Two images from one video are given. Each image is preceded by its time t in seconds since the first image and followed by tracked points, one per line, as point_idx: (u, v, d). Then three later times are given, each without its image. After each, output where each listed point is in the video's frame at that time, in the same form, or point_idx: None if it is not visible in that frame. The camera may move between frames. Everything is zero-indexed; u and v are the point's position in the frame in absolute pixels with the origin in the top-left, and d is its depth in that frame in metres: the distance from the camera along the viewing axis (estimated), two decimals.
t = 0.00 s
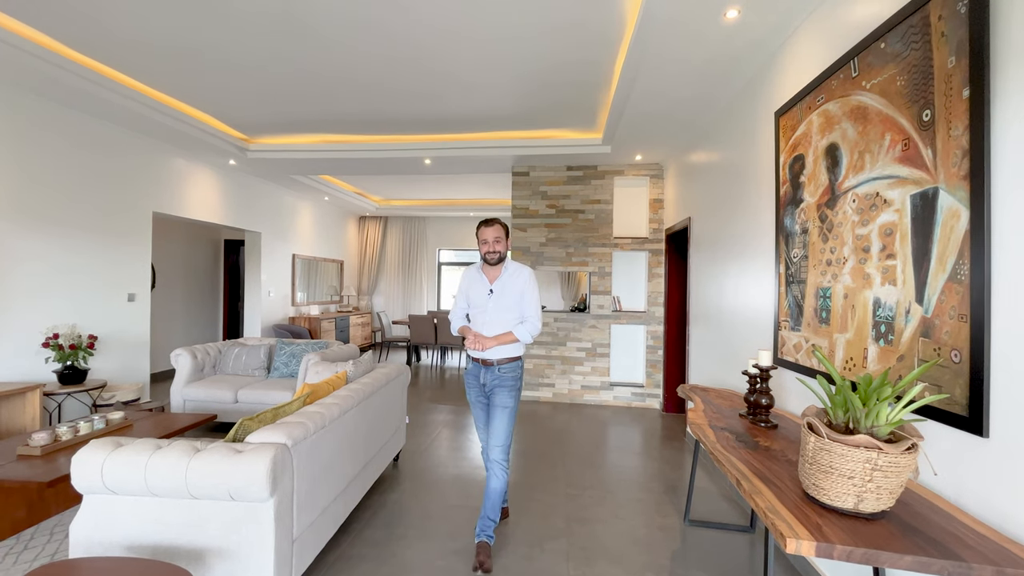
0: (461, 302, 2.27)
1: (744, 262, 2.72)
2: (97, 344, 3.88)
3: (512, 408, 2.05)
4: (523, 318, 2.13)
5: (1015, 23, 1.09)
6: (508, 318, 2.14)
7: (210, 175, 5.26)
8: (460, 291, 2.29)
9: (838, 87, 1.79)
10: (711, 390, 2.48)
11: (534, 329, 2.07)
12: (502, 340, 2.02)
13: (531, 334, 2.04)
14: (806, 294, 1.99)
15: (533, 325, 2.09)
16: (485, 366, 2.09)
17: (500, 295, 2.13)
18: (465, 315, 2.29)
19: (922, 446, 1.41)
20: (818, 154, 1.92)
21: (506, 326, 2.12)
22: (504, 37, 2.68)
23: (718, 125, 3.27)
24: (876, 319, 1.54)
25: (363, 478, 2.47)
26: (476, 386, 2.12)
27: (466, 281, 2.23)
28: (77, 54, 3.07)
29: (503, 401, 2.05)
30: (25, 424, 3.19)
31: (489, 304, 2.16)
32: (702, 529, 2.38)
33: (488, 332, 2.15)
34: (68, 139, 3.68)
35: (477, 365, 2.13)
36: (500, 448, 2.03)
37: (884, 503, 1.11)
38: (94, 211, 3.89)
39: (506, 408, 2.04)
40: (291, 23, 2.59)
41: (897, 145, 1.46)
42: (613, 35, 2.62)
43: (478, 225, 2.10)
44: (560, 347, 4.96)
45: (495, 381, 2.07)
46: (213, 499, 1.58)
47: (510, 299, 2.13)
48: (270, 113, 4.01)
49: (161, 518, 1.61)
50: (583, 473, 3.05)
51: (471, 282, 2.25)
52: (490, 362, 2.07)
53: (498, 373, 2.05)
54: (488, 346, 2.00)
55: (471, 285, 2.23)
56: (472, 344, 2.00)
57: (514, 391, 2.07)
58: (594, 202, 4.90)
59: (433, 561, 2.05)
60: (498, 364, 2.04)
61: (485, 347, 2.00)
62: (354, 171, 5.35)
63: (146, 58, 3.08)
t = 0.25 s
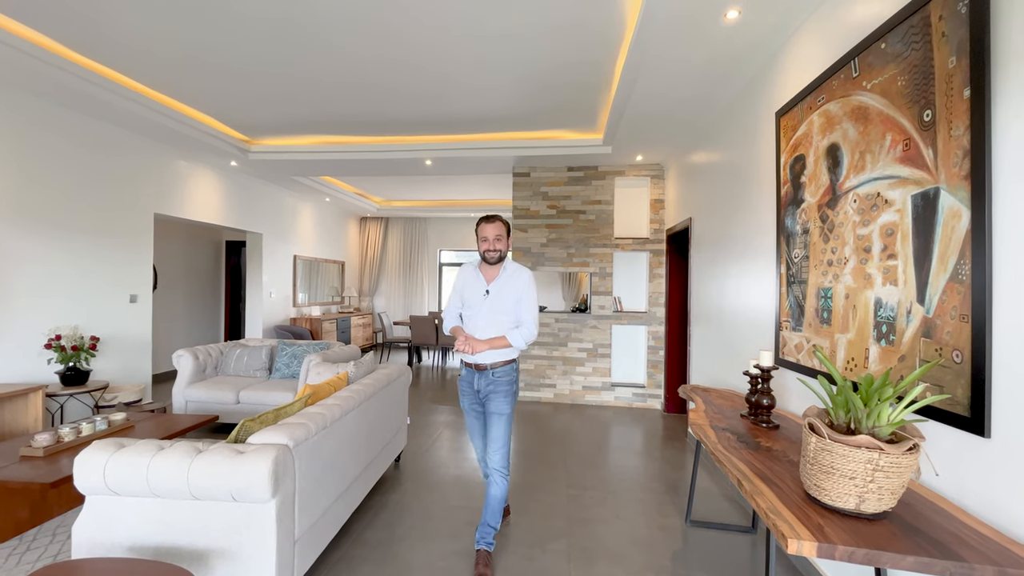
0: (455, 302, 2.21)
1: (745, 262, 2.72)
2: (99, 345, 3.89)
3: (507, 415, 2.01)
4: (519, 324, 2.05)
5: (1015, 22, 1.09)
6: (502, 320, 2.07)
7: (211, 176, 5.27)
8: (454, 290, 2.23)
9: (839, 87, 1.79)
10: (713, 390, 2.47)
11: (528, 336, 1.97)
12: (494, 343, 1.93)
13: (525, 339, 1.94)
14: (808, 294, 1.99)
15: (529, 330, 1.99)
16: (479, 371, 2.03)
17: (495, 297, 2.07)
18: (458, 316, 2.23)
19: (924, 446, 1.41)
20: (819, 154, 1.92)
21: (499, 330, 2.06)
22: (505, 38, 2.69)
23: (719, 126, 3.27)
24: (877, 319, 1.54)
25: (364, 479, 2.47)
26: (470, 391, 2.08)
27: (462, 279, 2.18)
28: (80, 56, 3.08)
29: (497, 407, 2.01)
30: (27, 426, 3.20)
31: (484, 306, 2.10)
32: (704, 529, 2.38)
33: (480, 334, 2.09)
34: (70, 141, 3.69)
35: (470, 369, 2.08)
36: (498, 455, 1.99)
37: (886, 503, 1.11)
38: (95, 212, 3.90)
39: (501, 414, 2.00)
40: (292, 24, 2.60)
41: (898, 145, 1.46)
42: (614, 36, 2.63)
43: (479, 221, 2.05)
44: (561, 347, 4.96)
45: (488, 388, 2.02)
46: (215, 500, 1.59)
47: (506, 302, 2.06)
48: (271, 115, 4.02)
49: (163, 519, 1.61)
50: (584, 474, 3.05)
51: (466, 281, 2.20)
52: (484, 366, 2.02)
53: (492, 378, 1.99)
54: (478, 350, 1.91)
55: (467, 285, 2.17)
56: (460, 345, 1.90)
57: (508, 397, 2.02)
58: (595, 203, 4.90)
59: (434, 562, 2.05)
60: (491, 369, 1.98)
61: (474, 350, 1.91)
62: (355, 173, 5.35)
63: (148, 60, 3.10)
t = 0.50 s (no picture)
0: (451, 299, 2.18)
1: (747, 262, 2.71)
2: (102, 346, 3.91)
3: (506, 419, 2.00)
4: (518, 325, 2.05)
5: (1016, 22, 1.09)
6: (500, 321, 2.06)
7: (214, 178, 5.28)
8: (449, 286, 2.19)
9: (840, 88, 1.79)
10: (714, 390, 2.48)
11: (529, 338, 1.97)
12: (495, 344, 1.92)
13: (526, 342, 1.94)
14: (809, 294, 1.99)
15: (530, 332, 1.99)
16: (475, 374, 2.02)
17: (495, 296, 2.05)
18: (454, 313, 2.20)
19: (926, 447, 1.41)
20: (821, 154, 1.92)
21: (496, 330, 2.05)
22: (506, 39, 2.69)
23: (720, 126, 3.27)
24: (879, 320, 1.54)
25: (366, 480, 2.47)
26: (463, 394, 2.06)
27: (459, 276, 2.15)
28: (83, 59, 3.10)
29: (496, 411, 2.00)
30: (31, 426, 3.21)
31: (483, 305, 2.08)
32: (706, 530, 2.38)
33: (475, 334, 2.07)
34: (73, 143, 3.71)
35: (464, 370, 2.05)
36: (497, 458, 1.96)
37: (887, 503, 1.11)
38: (99, 214, 3.93)
39: (499, 419, 1.99)
40: (293, 26, 2.61)
41: (899, 145, 1.46)
42: (614, 36, 2.63)
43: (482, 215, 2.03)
44: (562, 348, 4.96)
45: (486, 391, 2.01)
46: (218, 500, 1.60)
47: (506, 302, 2.05)
48: (272, 116, 4.03)
49: (167, 519, 1.62)
50: (586, 474, 3.06)
51: (462, 278, 2.17)
52: (481, 368, 2.00)
53: (489, 382, 1.99)
54: (478, 351, 1.88)
55: (464, 282, 2.14)
56: (459, 345, 1.87)
57: (506, 401, 2.02)
58: (597, 203, 4.90)
59: (436, 562, 2.06)
60: (488, 371, 1.99)
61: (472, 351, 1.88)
62: (357, 174, 5.37)
63: (151, 63, 3.11)
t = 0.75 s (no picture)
0: (443, 299, 2.12)
1: (749, 263, 2.71)
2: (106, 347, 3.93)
3: (504, 421, 1.99)
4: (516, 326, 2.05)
5: (1019, 22, 1.09)
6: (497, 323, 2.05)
7: (217, 179, 5.30)
8: (441, 285, 2.13)
9: (842, 87, 1.79)
10: (717, 390, 2.47)
11: (529, 339, 1.97)
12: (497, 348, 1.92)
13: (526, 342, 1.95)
14: (812, 294, 1.99)
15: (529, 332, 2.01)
16: (471, 375, 1.99)
17: (493, 298, 2.03)
18: (445, 313, 2.14)
19: (929, 447, 1.40)
20: (823, 154, 1.92)
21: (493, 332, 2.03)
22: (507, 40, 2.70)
23: (721, 126, 3.27)
24: (882, 319, 1.54)
25: (369, 480, 2.48)
26: (456, 395, 2.01)
27: (454, 276, 2.08)
28: (86, 62, 3.12)
29: (493, 413, 1.98)
30: (36, 427, 3.23)
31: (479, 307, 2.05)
32: (709, 530, 2.37)
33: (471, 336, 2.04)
34: (76, 145, 3.73)
35: (459, 372, 2.00)
36: (495, 459, 1.95)
37: (890, 503, 1.11)
38: (103, 215, 3.95)
39: (497, 421, 1.98)
40: (295, 28, 2.62)
41: (901, 145, 1.46)
42: (616, 37, 2.64)
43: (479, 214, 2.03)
44: (565, 348, 4.96)
45: (482, 393, 1.99)
46: (222, 500, 1.60)
47: (504, 304, 2.03)
48: (275, 118, 4.05)
49: (171, 519, 1.63)
50: (588, 474, 3.06)
51: (456, 277, 2.10)
52: (479, 370, 1.97)
53: (486, 383, 1.98)
54: (482, 354, 1.88)
55: (458, 283, 2.08)
56: (463, 349, 1.85)
57: (502, 403, 2.01)
58: (599, 204, 4.90)
59: (439, 562, 2.06)
60: (486, 373, 1.97)
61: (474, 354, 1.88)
62: (359, 175, 5.38)
63: (154, 65, 3.13)
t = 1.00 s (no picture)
0: (426, 299, 2.05)
1: (753, 262, 2.70)
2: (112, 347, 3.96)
3: (496, 421, 2.01)
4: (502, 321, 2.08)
5: None
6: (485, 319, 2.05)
7: (221, 181, 5.33)
8: (422, 285, 2.07)
9: (846, 86, 1.78)
10: (721, 391, 2.47)
11: (518, 331, 2.04)
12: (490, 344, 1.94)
13: (516, 337, 2.01)
14: (816, 294, 1.98)
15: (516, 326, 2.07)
16: (463, 377, 1.97)
17: (481, 295, 2.03)
18: (427, 313, 2.08)
19: (935, 447, 1.40)
20: (827, 153, 1.91)
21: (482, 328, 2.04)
22: (509, 40, 2.70)
23: (724, 125, 3.27)
24: (887, 319, 1.53)
25: (372, 480, 2.48)
26: (446, 401, 1.98)
27: (436, 275, 2.04)
28: (92, 64, 3.15)
29: (485, 414, 1.99)
30: (43, 427, 3.26)
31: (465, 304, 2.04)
32: (713, 531, 2.37)
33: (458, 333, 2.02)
34: (82, 147, 3.76)
35: (451, 375, 1.97)
36: (490, 459, 1.97)
37: (896, 504, 1.10)
38: (107, 217, 3.97)
39: (489, 421, 1.99)
40: (299, 30, 2.63)
41: (906, 144, 1.46)
42: (618, 37, 2.64)
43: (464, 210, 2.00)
44: (568, 349, 4.95)
45: (474, 395, 1.99)
46: (226, 500, 1.61)
47: (491, 300, 2.04)
48: (279, 119, 4.07)
49: (176, 519, 1.64)
50: (592, 474, 3.06)
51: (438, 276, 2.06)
52: (473, 370, 1.97)
53: (479, 384, 1.98)
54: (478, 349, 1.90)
55: (442, 281, 2.04)
56: (465, 345, 1.85)
57: (494, 403, 2.02)
58: (602, 204, 4.90)
59: (443, 562, 2.06)
60: (479, 372, 1.98)
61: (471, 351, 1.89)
62: (363, 176, 5.39)
63: (158, 67, 3.15)
